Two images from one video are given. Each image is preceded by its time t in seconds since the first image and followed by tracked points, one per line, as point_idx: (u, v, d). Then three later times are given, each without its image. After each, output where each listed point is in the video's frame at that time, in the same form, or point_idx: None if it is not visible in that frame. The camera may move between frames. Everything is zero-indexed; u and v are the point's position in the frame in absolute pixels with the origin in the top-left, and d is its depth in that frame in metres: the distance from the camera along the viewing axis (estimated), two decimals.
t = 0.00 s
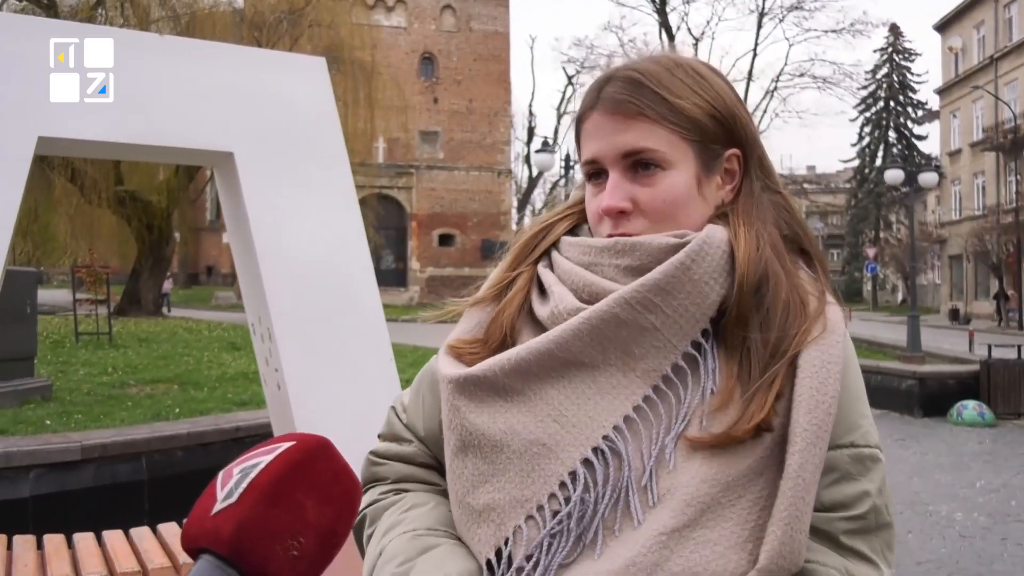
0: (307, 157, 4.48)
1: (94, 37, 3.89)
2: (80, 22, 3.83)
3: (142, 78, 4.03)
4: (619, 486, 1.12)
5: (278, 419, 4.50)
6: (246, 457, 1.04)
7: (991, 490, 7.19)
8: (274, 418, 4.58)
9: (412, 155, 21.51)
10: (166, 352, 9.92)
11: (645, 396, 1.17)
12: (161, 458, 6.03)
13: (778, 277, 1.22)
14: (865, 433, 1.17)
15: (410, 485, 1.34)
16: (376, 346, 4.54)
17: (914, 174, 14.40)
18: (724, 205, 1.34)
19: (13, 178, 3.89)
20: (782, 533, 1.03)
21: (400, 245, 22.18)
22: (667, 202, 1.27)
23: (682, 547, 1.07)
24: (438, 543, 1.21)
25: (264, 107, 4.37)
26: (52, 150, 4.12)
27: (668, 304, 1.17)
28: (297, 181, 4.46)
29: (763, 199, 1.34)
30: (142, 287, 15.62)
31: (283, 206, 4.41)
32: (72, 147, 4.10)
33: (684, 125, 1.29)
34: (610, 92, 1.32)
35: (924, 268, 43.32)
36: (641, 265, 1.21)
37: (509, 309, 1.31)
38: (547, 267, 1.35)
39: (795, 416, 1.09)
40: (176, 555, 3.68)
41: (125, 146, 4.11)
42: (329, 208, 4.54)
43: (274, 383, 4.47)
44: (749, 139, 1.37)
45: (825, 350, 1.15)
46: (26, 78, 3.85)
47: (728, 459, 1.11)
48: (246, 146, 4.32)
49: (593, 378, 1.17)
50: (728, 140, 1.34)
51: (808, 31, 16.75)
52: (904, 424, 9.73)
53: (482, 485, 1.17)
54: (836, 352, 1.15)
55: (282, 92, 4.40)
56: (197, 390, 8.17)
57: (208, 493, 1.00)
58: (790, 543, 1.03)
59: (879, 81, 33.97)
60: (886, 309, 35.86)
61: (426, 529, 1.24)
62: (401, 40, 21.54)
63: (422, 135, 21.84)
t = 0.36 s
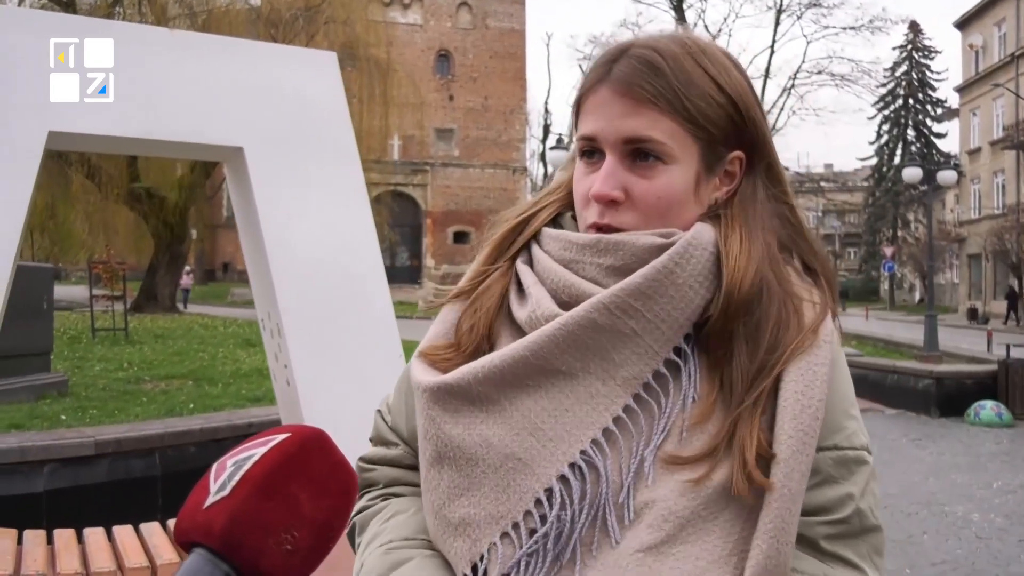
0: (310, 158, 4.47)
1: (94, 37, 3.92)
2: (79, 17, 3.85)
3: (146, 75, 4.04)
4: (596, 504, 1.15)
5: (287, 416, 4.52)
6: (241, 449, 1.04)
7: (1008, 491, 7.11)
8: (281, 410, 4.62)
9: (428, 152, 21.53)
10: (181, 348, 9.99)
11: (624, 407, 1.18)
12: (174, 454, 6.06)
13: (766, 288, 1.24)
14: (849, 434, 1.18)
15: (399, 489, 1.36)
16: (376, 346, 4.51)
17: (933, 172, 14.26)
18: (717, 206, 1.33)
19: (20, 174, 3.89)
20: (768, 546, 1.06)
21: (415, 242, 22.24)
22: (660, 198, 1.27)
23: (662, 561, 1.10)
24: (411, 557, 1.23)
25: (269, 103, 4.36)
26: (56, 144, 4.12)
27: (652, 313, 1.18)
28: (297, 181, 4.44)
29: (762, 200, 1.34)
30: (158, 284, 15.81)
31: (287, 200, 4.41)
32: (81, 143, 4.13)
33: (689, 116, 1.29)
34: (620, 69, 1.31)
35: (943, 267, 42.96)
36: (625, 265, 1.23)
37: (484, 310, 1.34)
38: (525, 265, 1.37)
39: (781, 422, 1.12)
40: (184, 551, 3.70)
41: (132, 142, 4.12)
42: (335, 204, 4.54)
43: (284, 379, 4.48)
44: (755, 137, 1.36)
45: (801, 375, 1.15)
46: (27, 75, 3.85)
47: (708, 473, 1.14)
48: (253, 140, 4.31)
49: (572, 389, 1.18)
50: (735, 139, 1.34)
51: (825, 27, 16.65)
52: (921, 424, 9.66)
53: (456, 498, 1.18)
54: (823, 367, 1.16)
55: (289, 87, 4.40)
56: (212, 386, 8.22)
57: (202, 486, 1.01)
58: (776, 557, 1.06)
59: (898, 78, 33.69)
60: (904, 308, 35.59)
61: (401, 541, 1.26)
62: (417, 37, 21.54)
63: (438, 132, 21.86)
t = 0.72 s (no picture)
0: (309, 155, 4.46)
1: (95, 37, 3.93)
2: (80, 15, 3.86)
3: (148, 75, 4.06)
4: (571, 503, 1.16)
5: (286, 412, 4.53)
6: (245, 447, 1.04)
7: (1011, 492, 7.09)
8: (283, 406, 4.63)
9: (432, 151, 21.55)
10: (184, 344, 10.01)
11: (605, 406, 1.20)
12: (175, 450, 6.08)
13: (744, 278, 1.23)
14: (836, 435, 1.18)
15: (385, 480, 1.42)
16: (377, 345, 4.51)
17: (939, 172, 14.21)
18: (709, 202, 1.35)
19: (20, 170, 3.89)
20: (743, 548, 1.05)
21: (419, 240, 22.27)
22: (648, 194, 1.28)
23: (635, 562, 1.10)
24: (392, 545, 1.28)
25: (273, 99, 4.36)
26: (57, 140, 4.12)
27: (635, 311, 1.20)
28: (298, 179, 4.44)
29: (753, 198, 1.36)
30: (163, 280, 16.14)
31: (289, 195, 4.41)
32: (82, 139, 4.14)
33: (679, 112, 1.30)
34: (607, 65, 1.32)
35: (948, 268, 42.92)
36: (610, 263, 1.25)
37: (475, 306, 1.39)
38: (514, 262, 1.40)
39: (763, 422, 1.12)
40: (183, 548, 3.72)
41: (133, 137, 4.13)
42: (337, 201, 4.53)
43: (285, 376, 4.50)
44: (750, 133, 1.38)
45: (787, 387, 1.14)
46: (27, 74, 3.85)
47: (693, 479, 1.13)
48: (255, 136, 4.32)
49: (552, 385, 1.20)
50: (725, 135, 1.36)
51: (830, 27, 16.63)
52: (924, 424, 9.64)
53: (433, 493, 1.21)
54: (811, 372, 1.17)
55: (289, 79, 4.39)
56: (214, 382, 8.24)
57: (205, 486, 1.01)
58: (753, 559, 1.05)
59: (904, 78, 33.61)
60: (908, 309, 35.57)
61: (383, 530, 1.31)
62: (422, 35, 21.54)
63: (442, 130, 21.87)
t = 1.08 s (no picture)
0: (309, 154, 4.45)
1: (95, 37, 3.93)
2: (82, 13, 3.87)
3: (150, 74, 4.06)
4: (583, 513, 1.18)
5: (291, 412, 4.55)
6: (261, 442, 1.04)
7: (1015, 495, 7.09)
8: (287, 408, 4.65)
9: (435, 151, 21.57)
10: (187, 343, 10.02)
11: (617, 424, 1.22)
12: (178, 449, 6.08)
13: (748, 301, 1.32)
14: (854, 462, 1.25)
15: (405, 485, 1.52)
16: (377, 347, 4.50)
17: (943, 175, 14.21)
18: (709, 220, 1.38)
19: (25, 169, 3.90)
20: None
21: (422, 240, 22.29)
22: (658, 218, 1.29)
23: None
24: (411, 535, 1.35)
25: (274, 99, 4.37)
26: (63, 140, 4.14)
27: (650, 334, 1.22)
28: (298, 179, 4.43)
29: (751, 221, 1.41)
30: (165, 280, 16.24)
31: (292, 195, 4.41)
32: (87, 139, 4.15)
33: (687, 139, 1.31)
34: (616, 87, 1.30)
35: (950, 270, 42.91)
36: (621, 282, 1.26)
37: (484, 320, 1.41)
38: (522, 278, 1.42)
39: (798, 454, 1.19)
40: (188, 547, 3.73)
41: (136, 137, 4.13)
42: (340, 201, 4.53)
43: (289, 377, 4.52)
44: (750, 152, 1.41)
45: (818, 423, 1.21)
46: (28, 75, 3.86)
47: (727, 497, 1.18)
48: (257, 137, 4.32)
49: (565, 405, 1.23)
50: (727, 156, 1.38)
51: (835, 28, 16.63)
52: (927, 426, 9.65)
53: (443, 499, 1.24)
54: (820, 392, 1.24)
55: (289, 79, 4.38)
56: (217, 381, 8.24)
57: (221, 480, 1.01)
58: None
59: (908, 79, 33.59)
60: (911, 311, 35.58)
61: (405, 523, 1.39)
62: (426, 35, 21.55)
63: (445, 130, 21.88)
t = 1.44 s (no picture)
0: (309, 154, 4.44)
1: (94, 37, 3.92)
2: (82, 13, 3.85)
3: (152, 74, 4.05)
4: (595, 491, 1.23)
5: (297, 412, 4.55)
6: (286, 435, 1.08)
7: (1016, 494, 7.10)
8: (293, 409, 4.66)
9: (436, 151, 21.57)
10: (188, 344, 10.01)
11: (623, 396, 1.26)
12: (182, 449, 6.08)
13: (743, 256, 1.36)
14: (858, 425, 1.28)
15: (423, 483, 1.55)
16: (386, 346, 4.53)
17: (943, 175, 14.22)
18: (711, 199, 1.44)
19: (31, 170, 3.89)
20: (782, 541, 1.12)
21: (422, 240, 22.29)
22: (660, 184, 1.36)
23: (670, 559, 1.17)
24: (432, 531, 1.36)
25: (275, 99, 4.34)
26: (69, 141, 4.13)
27: (643, 298, 1.27)
28: (302, 178, 4.42)
29: (753, 195, 1.47)
30: (165, 280, 16.22)
31: (297, 195, 4.40)
32: (92, 139, 4.15)
33: (686, 111, 1.40)
34: (621, 65, 1.42)
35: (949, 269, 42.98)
36: (618, 254, 1.32)
37: (492, 310, 1.48)
38: (528, 266, 1.49)
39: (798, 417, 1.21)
40: (197, 546, 3.74)
41: (139, 137, 4.12)
42: (343, 201, 4.53)
43: (295, 377, 4.52)
44: (747, 133, 1.48)
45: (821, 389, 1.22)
46: (29, 75, 3.84)
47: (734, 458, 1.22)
48: (258, 138, 4.29)
49: (573, 380, 1.27)
50: (727, 136, 1.45)
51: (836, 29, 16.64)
52: (928, 425, 9.67)
53: (461, 488, 1.27)
54: (819, 348, 1.27)
55: (289, 78, 4.37)
56: (219, 382, 8.24)
57: (250, 472, 1.05)
58: (789, 549, 1.12)
59: (908, 80, 33.62)
60: (910, 311, 35.63)
61: (425, 519, 1.40)
62: (427, 35, 21.54)
63: (446, 130, 21.87)
